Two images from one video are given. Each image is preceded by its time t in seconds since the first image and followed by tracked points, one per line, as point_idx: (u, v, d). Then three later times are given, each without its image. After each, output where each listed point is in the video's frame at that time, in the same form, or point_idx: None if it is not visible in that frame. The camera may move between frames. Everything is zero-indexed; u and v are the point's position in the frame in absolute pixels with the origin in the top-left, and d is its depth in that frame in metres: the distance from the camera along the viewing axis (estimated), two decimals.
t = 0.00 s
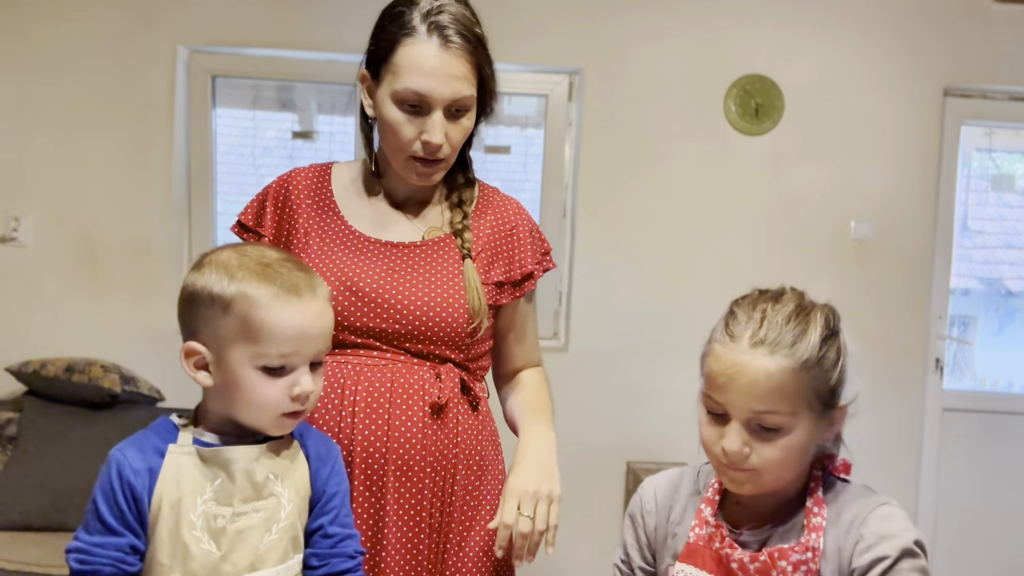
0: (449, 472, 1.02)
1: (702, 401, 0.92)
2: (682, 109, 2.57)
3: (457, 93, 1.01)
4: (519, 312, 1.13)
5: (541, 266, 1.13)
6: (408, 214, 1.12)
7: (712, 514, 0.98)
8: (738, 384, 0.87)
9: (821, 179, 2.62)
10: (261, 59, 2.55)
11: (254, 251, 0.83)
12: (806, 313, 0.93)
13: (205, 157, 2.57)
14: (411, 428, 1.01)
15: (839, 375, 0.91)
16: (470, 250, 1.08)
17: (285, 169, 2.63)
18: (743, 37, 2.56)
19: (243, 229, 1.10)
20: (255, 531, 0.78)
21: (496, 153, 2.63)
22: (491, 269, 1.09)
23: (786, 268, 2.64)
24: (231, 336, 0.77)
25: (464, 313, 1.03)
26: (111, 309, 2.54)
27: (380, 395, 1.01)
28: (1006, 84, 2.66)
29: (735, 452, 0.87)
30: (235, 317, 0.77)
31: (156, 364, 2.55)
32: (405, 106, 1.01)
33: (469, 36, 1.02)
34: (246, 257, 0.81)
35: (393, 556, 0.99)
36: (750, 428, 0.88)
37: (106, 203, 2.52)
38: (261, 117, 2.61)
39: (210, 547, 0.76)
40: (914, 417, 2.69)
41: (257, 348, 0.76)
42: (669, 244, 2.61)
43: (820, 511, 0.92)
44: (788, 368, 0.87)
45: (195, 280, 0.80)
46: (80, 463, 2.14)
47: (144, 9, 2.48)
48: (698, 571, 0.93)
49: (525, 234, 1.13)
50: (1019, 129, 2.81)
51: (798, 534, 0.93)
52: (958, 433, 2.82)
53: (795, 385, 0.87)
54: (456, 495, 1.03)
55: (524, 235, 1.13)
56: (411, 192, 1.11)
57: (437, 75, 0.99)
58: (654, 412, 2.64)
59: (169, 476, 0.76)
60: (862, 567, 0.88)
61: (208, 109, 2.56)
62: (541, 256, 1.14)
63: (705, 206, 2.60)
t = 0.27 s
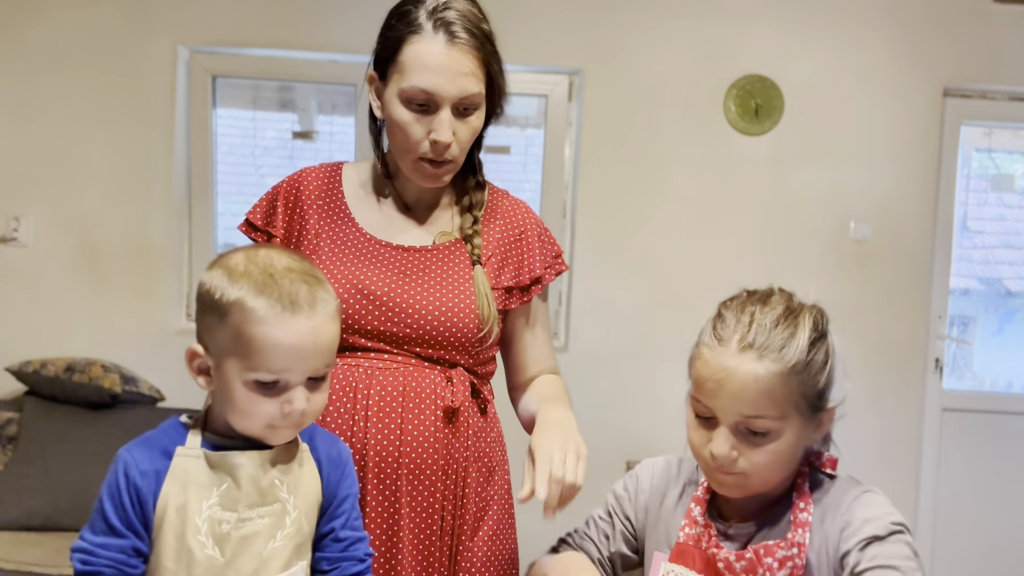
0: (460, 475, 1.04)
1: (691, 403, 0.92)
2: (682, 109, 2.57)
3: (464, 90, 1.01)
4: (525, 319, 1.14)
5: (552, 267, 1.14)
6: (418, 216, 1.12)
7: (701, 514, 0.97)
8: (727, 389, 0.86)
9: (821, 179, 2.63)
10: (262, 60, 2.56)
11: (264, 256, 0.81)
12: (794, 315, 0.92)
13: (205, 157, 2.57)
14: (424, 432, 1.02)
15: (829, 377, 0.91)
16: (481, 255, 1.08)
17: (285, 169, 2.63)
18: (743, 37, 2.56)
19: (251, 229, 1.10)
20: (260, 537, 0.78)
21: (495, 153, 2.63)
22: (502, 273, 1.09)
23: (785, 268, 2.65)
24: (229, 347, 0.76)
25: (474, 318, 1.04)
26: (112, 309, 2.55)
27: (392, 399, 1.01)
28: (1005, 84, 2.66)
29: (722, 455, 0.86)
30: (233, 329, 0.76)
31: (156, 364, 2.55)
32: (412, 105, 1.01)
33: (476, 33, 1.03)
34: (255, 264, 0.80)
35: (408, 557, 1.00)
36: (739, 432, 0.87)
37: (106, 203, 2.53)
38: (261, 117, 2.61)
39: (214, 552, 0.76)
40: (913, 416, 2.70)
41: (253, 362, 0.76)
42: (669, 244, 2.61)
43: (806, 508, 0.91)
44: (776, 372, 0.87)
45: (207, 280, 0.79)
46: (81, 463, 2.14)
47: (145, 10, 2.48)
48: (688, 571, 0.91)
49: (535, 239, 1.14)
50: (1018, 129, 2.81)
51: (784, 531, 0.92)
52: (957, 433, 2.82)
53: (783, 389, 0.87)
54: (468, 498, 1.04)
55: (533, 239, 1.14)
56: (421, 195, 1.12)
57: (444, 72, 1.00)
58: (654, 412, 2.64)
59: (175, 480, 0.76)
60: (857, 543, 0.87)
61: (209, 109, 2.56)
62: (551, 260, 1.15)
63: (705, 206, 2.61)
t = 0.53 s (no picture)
0: (458, 477, 1.04)
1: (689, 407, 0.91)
2: (682, 109, 2.57)
3: (471, 91, 1.00)
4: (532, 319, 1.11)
5: (561, 269, 1.12)
6: (423, 217, 1.12)
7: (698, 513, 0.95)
8: (725, 393, 0.86)
9: (821, 179, 2.62)
10: (261, 59, 2.55)
11: (270, 256, 0.81)
12: (791, 314, 0.92)
13: (205, 156, 2.57)
14: (422, 436, 1.02)
15: (828, 379, 0.90)
16: (484, 256, 1.07)
17: (285, 169, 2.63)
18: (743, 37, 2.56)
19: (260, 227, 1.11)
20: (256, 541, 0.78)
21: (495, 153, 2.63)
22: (507, 275, 1.08)
23: (786, 268, 2.64)
24: (240, 347, 0.76)
25: (475, 319, 1.02)
26: (111, 309, 2.54)
27: (390, 401, 1.01)
28: (1006, 84, 2.65)
29: (722, 458, 0.86)
30: (245, 329, 0.76)
31: (155, 364, 2.55)
32: (419, 106, 1.01)
33: (483, 33, 1.01)
34: (261, 264, 0.80)
35: (404, 558, 1.01)
36: (737, 435, 0.86)
37: (105, 202, 2.52)
38: (260, 117, 2.61)
39: (209, 557, 0.76)
40: (914, 416, 2.69)
41: (264, 361, 0.76)
42: (670, 244, 2.60)
43: (802, 506, 0.90)
44: (775, 375, 0.86)
45: (206, 281, 0.79)
46: (79, 463, 2.13)
47: (144, 9, 2.48)
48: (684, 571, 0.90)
49: (544, 239, 1.12)
50: (1019, 129, 2.81)
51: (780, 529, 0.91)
52: (958, 433, 2.82)
53: (782, 392, 0.86)
54: (466, 500, 1.04)
55: (542, 239, 1.12)
56: (427, 194, 1.12)
57: (450, 73, 0.99)
58: (654, 412, 2.63)
59: (169, 484, 0.76)
60: (849, 529, 0.85)
61: (208, 109, 2.56)
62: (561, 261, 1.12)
63: (705, 206, 2.60)
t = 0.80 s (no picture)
0: (450, 481, 1.03)
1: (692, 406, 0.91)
2: (682, 109, 2.57)
3: (477, 95, 0.99)
4: (535, 322, 1.10)
5: (565, 270, 1.10)
6: (426, 217, 1.12)
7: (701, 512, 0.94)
8: (730, 392, 0.85)
9: (821, 179, 2.62)
10: (261, 59, 2.55)
11: (264, 255, 0.82)
12: (795, 316, 0.91)
13: (205, 156, 2.57)
14: (413, 438, 1.01)
15: (829, 381, 0.90)
16: (483, 258, 1.07)
17: (285, 169, 2.63)
18: (743, 37, 2.56)
19: (267, 226, 1.14)
20: (262, 539, 0.78)
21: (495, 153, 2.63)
22: (507, 277, 1.07)
23: (786, 268, 2.64)
24: (246, 342, 0.76)
25: (471, 321, 1.02)
26: (111, 308, 2.54)
27: (382, 403, 1.01)
28: (1007, 83, 2.65)
29: (727, 458, 0.86)
30: (246, 326, 0.76)
31: (156, 364, 2.55)
32: (421, 109, 1.00)
33: (487, 38, 1.00)
34: (257, 262, 0.80)
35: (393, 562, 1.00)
36: (741, 434, 0.86)
37: (105, 202, 2.52)
38: (260, 117, 2.61)
39: (217, 556, 0.76)
40: (914, 417, 2.69)
41: (267, 357, 0.76)
42: (669, 244, 2.60)
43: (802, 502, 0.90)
44: (780, 375, 0.85)
45: (200, 282, 0.78)
46: (79, 463, 2.13)
47: (144, 9, 2.47)
48: (687, 570, 0.91)
49: (548, 240, 1.10)
50: (1019, 129, 2.81)
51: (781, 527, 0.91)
52: (958, 433, 2.82)
53: (786, 392, 0.86)
54: (458, 506, 1.03)
55: (545, 240, 1.10)
56: (430, 195, 1.11)
57: (455, 78, 0.98)
58: (654, 412, 2.63)
59: (174, 484, 0.76)
60: (847, 517, 0.85)
61: (208, 109, 2.56)
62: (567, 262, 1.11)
63: (705, 205, 2.60)
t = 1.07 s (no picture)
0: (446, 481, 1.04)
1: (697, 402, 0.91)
2: (682, 109, 2.57)
3: (463, 104, 0.99)
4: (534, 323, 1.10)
5: (565, 272, 1.09)
6: (426, 218, 1.12)
7: (702, 512, 0.94)
8: (739, 390, 0.85)
9: (821, 179, 2.62)
10: (261, 59, 2.55)
11: (264, 254, 0.82)
12: (806, 319, 0.91)
13: (205, 156, 2.57)
14: (410, 439, 1.01)
15: (835, 386, 0.90)
16: (482, 260, 1.06)
17: (285, 169, 2.63)
18: (743, 37, 2.56)
19: (269, 227, 1.14)
20: (266, 537, 0.78)
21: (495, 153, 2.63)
22: (506, 278, 1.07)
23: (785, 268, 2.64)
24: (245, 344, 0.76)
25: (468, 323, 1.02)
26: (111, 308, 2.54)
27: (380, 403, 1.02)
28: (1006, 84, 2.65)
29: (732, 457, 0.86)
30: (248, 326, 0.76)
31: (156, 364, 2.55)
32: (410, 114, 1.00)
33: (480, 50, 0.98)
34: (257, 262, 0.80)
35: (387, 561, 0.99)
36: (747, 434, 0.86)
37: (106, 202, 2.52)
38: (260, 117, 2.61)
39: (220, 554, 0.76)
40: (914, 417, 2.69)
41: (268, 356, 0.76)
42: (669, 244, 2.60)
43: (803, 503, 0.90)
44: (789, 375, 0.86)
45: (201, 283, 0.79)
46: (79, 463, 2.13)
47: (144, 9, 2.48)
48: (688, 570, 0.90)
49: (548, 241, 1.10)
50: (1019, 129, 2.81)
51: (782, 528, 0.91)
52: (958, 433, 2.82)
53: (794, 392, 0.86)
54: (454, 505, 1.03)
55: (545, 241, 1.09)
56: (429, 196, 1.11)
57: (441, 87, 0.97)
58: (654, 412, 2.63)
59: (178, 483, 0.75)
60: (842, 520, 0.85)
61: (208, 109, 2.56)
62: (568, 262, 1.11)
63: (705, 205, 2.60)
